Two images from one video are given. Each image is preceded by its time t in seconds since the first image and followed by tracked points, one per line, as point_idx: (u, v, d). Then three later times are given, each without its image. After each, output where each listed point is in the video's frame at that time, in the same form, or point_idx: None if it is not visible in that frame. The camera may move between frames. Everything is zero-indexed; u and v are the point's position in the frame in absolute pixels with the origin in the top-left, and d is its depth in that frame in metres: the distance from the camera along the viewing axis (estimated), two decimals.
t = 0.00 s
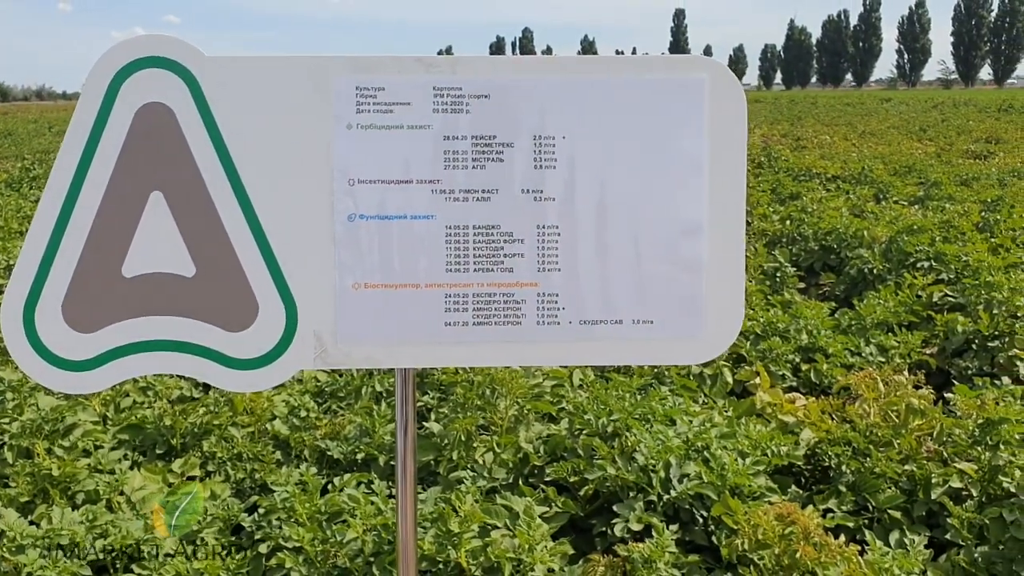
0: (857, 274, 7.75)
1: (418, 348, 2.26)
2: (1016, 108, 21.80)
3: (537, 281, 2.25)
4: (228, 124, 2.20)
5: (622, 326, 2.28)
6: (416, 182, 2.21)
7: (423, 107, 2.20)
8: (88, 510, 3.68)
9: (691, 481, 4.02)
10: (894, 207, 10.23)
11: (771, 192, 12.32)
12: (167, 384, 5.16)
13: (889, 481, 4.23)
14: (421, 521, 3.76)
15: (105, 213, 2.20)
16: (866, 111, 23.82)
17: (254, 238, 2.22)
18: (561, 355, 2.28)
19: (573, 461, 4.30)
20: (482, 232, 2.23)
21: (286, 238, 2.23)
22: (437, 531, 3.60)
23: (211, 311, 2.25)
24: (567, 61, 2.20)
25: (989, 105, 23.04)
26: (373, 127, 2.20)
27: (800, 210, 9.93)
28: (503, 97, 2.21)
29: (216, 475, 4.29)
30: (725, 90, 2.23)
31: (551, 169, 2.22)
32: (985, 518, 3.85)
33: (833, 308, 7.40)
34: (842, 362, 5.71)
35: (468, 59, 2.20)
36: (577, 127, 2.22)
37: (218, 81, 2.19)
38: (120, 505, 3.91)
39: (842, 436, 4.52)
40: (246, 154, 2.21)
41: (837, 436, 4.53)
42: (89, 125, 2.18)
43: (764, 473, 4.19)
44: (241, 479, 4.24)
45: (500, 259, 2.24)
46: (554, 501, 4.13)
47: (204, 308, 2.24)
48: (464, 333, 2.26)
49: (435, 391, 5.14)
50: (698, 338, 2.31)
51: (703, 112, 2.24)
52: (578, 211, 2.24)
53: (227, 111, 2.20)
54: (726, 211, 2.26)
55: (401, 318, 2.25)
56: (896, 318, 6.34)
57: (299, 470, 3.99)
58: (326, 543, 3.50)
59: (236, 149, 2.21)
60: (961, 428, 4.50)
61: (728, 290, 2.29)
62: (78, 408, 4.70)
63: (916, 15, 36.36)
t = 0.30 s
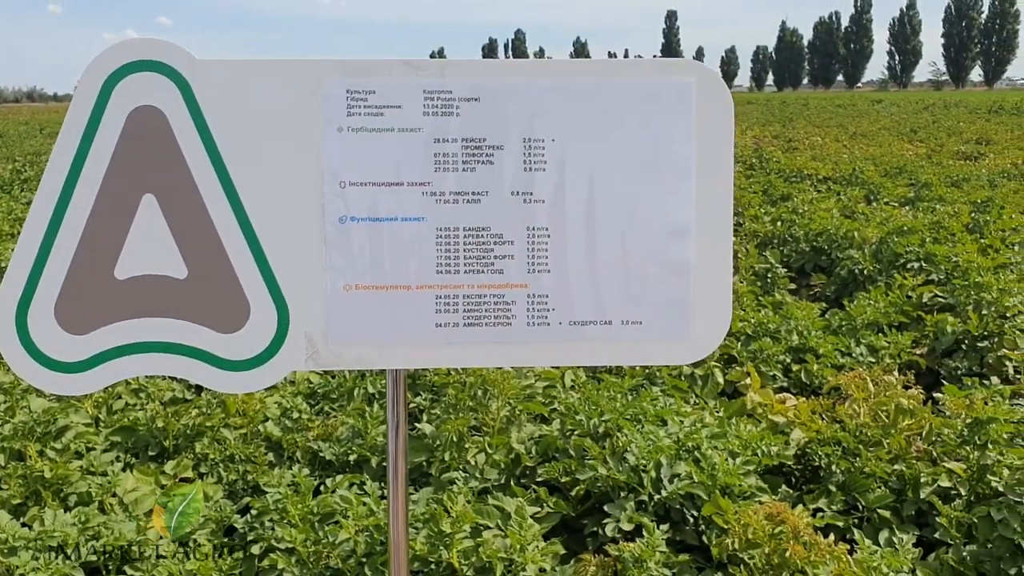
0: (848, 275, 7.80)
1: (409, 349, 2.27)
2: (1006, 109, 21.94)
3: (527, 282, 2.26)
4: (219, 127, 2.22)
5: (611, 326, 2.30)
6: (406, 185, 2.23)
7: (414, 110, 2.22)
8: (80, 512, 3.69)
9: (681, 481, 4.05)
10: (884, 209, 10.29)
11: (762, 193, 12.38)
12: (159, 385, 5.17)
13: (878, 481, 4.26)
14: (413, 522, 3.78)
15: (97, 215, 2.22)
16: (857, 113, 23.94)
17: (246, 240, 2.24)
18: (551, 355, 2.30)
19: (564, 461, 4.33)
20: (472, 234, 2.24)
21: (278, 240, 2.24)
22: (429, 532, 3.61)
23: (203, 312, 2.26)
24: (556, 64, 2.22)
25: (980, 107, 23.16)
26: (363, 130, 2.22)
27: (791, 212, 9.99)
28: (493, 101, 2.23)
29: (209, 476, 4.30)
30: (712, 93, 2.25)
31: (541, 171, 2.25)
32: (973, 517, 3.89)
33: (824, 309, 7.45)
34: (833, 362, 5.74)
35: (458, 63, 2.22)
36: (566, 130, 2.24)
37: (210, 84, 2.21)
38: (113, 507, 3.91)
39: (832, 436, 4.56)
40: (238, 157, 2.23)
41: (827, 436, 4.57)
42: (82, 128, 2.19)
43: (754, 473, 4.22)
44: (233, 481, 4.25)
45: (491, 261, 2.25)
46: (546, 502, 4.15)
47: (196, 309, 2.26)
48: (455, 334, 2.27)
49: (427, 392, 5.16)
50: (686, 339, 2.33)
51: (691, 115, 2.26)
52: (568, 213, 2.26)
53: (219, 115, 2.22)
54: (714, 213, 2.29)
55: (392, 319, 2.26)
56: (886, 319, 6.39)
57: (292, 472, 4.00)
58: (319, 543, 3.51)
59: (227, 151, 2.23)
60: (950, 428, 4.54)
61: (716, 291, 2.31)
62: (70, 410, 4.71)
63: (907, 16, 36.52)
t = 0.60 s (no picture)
0: (836, 278, 7.85)
1: (395, 358, 2.28)
2: (995, 112, 22.06)
3: (512, 291, 2.27)
4: (205, 136, 2.23)
5: (596, 335, 2.31)
6: (392, 194, 2.24)
7: (399, 119, 2.23)
8: (69, 517, 3.68)
9: (669, 485, 4.07)
10: (873, 211, 10.34)
11: (752, 195, 12.43)
12: (148, 390, 5.16)
13: (865, 485, 4.29)
14: (401, 527, 3.79)
15: (83, 225, 2.22)
16: (848, 115, 23.96)
17: (232, 250, 2.25)
18: (537, 364, 2.31)
19: (553, 465, 4.34)
20: (458, 243, 2.25)
21: (264, 249, 2.25)
22: (417, 537, 3.62)
23: (189, 321, 2.27)
24: (541, 75, 2.24)
25: (969, 109, 23.30)
26: (349, 139, 2.23)
27: (781, 214, 10.04)
28: (479, 111, 2.24)
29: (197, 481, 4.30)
30: (696, 103, 2.27)
31: (526, 181, 2.26)
32: (959, 520, 3.91)
33: (813, 312, 7.49)
34: (822, 365, 5.77)
35: (444, 73, 2.23)
36: (551, 140, 2.25)
37: (197, 94, 2.21)
38: (102, 512, 3.91)
39: (820, 439, 4.58)
40: (224, 166, 2.23)
41: (814, 439, 4.59)
42: (67, 138, 2.20)
43: (742, 477, 4.24)
44: (223, 485, 4.24)
45: (476, 270, 2.26)
46: (534, 506, 4.16)
47: (182, 318, 2.26)
48: (441, 343, 2.28)
49: (417, 396, 5.17)
50: (671, 347, 2.34)
51: (674, 125, 2.28)
52: (553, 222, 2.27)
53: (205, 124, 2.22)
54: (697, 222, 2.30)
55: (378, 327, 2.27)
56: (874, 322, 6.43)
57: (281, 477, 4.00)
58: (307, 549, 3.51)
59: (214, 161, 2.23)
60: (937, 431, 4.57)
61: (700, 300, 2.33)
62: (59, 415, 4.71)
63: (897, 19, 36.70)
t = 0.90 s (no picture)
0: (828, 279, 7.86)
1: (377, 364, 2.27)
2: (988, 112, 22.13)
3: (495, 297, 2.27)
4: (186, 142, 2.21)
5: (580, 340, 2.31)
6: (374, 200, 2.23)
7: (381, 125, 2.22)
8: (53, 523, 3.68)
9: (657, 489, 4.06)
10: (865, 212, 10.36)
11: (744, 196, 12.45)
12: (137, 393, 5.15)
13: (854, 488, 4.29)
14: (388, 532, 3.78)
15: (61, 231, 2.20)
16: (841, 116, 24.02)
17: (212, 255, 2.23)
18: (520, 370, 2.30)
19: (541, 469, 4.34)
20: (440, 248, 2.24)
21: (244, 255, 2.24)
22: (403, 542, 3.60)
23: (168, 328, 2.25)
24: (523, 80, 2.23)
25: (961, 109, 23.38)
26: (331, 144, 2.22)
27: (772, 215, 10.06)
28: (461, 116, 2.23)
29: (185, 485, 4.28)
30: (679, 108, 2.27)
31: (509, 186, 2.25)
32: (947, 522, 3.90)
33: (804, 313, 7.49)
34: (812, 367, 5.78)
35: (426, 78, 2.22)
36: (534, 145, 2.25)
37: (177, 99, 2.20)
38: (87, 517, 3.88)
39: (809, 441, 4.57)
40: (204, 172, 2.22)
41: (803, 441, 4.58)
42: (45, 143, 2.18)
43: (731, 480, 4.23)
44: (210, 490, 4.21)
45: (459, 275, 2.25)
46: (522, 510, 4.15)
47: (162, 324, 2.25)
48: (423, 349, 2.27)
49: (407, 399, 5.15)
50: (654, 352, 2.34)
51: (658, 131, 2.28)
52: (536, 228, 2.26)
53: (186, 129, 2.21)
54: (681, 227, 2.30)
55: (360, 333, 2.26)
56: (865, 324, 6.44)
57: (268, 482, 3.97)
58: (294, 554, 3.48)
59: (194, 166, 2.22)
60: (926, 434, 4.58)
61: (684, 305, 2.33)
62: (45, 420, 4.69)
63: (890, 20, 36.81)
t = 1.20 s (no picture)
0: (816, 281, 7.85)
1: (335, 373, 2.23)
2: (981, 113, 22.14)
3: (455, 304, 2.23)
4: (139, 147, 2.17)
5: (541, 348, 2.26)
6: (331, 206, 2.19)
7: (338, 129, 2.18)
8: (23, 532, 3.64)
9: (634, 494, 4.03)
10: (855, 213, 10.34)
11: (735, 197, 12.42)
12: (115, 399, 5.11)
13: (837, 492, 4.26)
14: (361, 539, 3.74)
15: (12, 238, 2.16)
16: (835, 117, 24.05)
17: (166, 263, 2.19)
18: (481, 378, 2.26)
19: (519, 475, 4.31)
20: (399, 255, 2.21)
21: (200, 262, 2.20)
22: (376, 551, 3.56)
23: (123, 337, 2.21)
24: (482, 84, 2.19)
25: (954, 110, 23.40)
26: (287, 150, 2.18)
27: (762, 216, 10.04)
28: (420, 119, 2.19)
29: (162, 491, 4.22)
30: (641, 111, 2.23)
31: (469, 192, 2.21)
32: (928, 527, 3.84)
33: (791, 315, 7.47)
34: (798, 369, 5.75)
35: (383, 81, 2.18)
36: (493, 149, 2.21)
37: (130, 104, 2.17)
38: (61, 525, 3.82)
39: (791, 446, 4.51)
40: (158, 178, 2.18)
41: (785, 445, 4.53)
42: None
43: (711, 484, 4.21)
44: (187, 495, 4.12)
45: (417, 282, 2.21)
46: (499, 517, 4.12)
47: (117, 334, 2.21)
48: (381, 356, 2.23)
49: (388, 404, 5.11)
50: (618, 359, 2.29)
51: (619, 134, 2.24)
52: (495, 234, 2.22)
53: (139, 135, 2.17)
54: (643, 232, 2.26)
55: (317, 341, 2.22)
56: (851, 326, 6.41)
57: (243, 489, 3.93)
58: (266, 562, 3.46)
59: (148, 172, 2.18)
60: (908, 437, 4.54)
61: (648, 311, 2.28)
62: (21, 426, 4.66)
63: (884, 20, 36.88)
